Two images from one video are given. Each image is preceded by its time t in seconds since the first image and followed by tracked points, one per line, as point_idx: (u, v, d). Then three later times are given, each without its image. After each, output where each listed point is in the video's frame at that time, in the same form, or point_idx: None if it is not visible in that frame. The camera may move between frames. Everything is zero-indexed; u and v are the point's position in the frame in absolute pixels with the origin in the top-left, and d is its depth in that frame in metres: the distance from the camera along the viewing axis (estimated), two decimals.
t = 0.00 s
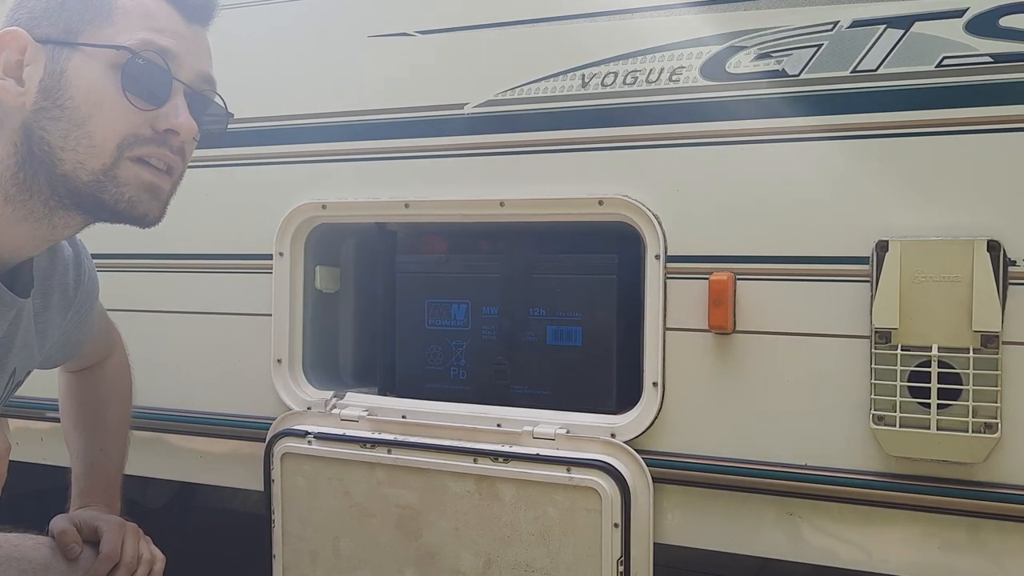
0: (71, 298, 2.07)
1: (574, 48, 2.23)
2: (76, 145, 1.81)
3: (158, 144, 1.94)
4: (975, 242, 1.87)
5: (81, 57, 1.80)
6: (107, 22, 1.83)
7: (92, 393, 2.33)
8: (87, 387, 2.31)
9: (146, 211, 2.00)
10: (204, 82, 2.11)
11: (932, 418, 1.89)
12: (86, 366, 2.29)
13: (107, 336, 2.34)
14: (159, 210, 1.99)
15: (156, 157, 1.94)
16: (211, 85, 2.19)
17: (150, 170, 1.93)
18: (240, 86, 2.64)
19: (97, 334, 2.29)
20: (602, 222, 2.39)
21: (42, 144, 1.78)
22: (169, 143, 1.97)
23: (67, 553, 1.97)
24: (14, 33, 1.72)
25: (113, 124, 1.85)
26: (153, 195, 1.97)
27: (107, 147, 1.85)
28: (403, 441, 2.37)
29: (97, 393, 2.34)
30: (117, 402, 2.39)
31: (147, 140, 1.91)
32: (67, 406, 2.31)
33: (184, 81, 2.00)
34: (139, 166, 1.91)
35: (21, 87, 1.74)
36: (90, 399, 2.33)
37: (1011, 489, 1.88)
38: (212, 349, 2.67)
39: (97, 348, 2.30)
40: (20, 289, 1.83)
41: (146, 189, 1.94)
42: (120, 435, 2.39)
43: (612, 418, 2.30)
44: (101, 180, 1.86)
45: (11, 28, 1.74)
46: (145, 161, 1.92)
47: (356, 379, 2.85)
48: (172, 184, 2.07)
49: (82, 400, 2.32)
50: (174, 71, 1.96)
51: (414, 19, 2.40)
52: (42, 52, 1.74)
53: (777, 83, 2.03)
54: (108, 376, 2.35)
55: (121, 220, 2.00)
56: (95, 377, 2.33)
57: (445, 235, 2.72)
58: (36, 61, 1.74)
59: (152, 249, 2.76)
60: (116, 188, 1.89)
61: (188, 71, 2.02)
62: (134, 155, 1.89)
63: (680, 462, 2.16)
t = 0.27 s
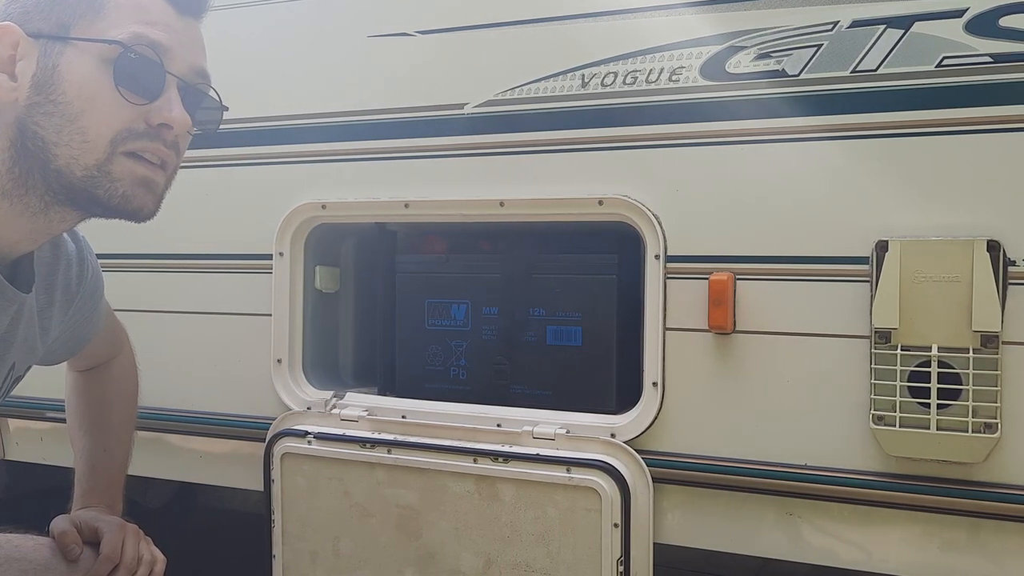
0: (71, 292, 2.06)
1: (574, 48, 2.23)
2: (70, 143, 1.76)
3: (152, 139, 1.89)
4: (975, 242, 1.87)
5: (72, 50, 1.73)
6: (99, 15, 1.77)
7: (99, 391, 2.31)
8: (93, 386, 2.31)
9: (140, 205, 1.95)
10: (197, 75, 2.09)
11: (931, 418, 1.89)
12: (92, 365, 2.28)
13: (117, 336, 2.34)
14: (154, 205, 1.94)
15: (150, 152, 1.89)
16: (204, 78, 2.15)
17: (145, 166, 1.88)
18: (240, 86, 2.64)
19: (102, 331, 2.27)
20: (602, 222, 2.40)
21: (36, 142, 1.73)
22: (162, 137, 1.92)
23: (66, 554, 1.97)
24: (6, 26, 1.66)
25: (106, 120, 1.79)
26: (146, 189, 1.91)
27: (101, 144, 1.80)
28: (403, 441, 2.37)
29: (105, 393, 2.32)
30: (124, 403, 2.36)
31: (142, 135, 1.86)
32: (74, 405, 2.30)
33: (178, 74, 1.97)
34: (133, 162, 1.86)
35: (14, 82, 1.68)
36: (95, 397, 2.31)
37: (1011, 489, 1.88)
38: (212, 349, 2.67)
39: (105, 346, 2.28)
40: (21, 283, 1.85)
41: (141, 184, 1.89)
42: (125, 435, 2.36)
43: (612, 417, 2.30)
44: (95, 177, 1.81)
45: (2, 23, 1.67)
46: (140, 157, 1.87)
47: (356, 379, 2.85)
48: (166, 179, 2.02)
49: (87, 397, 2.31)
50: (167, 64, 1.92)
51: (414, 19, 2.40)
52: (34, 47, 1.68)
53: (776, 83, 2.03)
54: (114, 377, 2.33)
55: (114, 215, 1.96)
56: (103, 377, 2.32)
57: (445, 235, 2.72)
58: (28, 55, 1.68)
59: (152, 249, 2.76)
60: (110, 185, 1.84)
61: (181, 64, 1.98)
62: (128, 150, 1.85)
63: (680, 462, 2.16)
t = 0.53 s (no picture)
0: (73, 293, 2.07)
1: (574, 48, 2.23)
2: (70, 146, 1.82)
3: (151, 145, 1.94)
4: (975, 242, 1.87)
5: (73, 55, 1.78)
6: (100, 21, 1.81)
7: (100, 392, 2.34)
8: (93, 386, 2.32)
9: (138, 211, 2.04)
10: (199, 82, 2.13)
11: (932, 418, 1.89)
12: (92, 367, 2.30)
13: (115, 338, 2.38)
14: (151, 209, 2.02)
15: (149, 158, 1.95)
16: (205, 84, 2.19)
17: (143, 170, 1.94)
18: (240, 86, 2.64)
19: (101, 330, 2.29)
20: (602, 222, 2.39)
21: (37, 145, 1.78)
22: (161, 143, 1.97)
23: (68, 555, 1.98)
24: (9, 29, 1.71)
25: (105, 125, 1.85)
26: (146, 194, 2.00)
27: (101, 148, 1.86)
28: (403, 441, 2.37)
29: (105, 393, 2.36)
30: (123, 405, 2.40)
31: (141, 140, 1.91)
32: (72, 405, 2.31)
33: (179, 81, 2.01)
34: (131, 167, 1.91)
35: (16, 86, 1.74)
36: (97, 397, 2.34)
37: (1011, 489, 1.88)
38: (212, 349, 2.67)
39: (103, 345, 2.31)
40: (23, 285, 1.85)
41: (139, 189, 1.96)
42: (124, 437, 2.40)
43: (612, 417, 2.30)
44: (94, 180, 1.86)
45: (5, 27, 1.72)
46: (139, 161, 1.93)
47: (356, 379, 2.85)
48: (165, 183, 2.09)
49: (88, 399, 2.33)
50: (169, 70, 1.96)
51: (414, 19, 2.41)
52: (36, 51, 1.74)
53: (777, 83, 2.03)
54: (115, 378, 2.37)
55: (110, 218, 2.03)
56: (101, 378, 2.34)
57: (445, 235, 2.72)
58: (31, 59, 1.73)
59: (152, 249, 2.76)
60: (108, 189, 1.90)
61: (182, 70, 2.02)
62: (127, 155, 1.90)
63: (680, 462, 2.16)
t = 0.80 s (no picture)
0: (70, 296, 2.07)
1: (574, 48, 2.23)
2: (62, 149, 1.75)
3: (147, 147, 1.86)
4: (975, 242, 1.87)
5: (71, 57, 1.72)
6: (98, 22, 1.75)
7: (97, 391, 2.31)
8: (90, 384, 2.31)
9: (134, 212, 1.93)
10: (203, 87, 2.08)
11: (932, 418, 1.89)
12: (89, 367, 2.28)
13: (115, 337, 2.33)
14: (148, 212, 1.92)
15: (145, 160, 1.86)
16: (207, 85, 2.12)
17: (138, 172, 1.85)
18: (239, 86, 2.64)
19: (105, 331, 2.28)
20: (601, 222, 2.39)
21: (32, 147, 1.73)
22: (157, 146, 1.89)
23: (66, 553, 1.98)
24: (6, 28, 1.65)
25: (99, 127, 1.77)
26: (143, 196, 1.89)
27: (93, 151, 1.78)
28: (403, 441, 2.37)
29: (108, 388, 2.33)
30: (122, 405, 2.36)
31: (134, 143, 1.83)
32: (68, 404, 2.31)
33: (176, 83, 1.93)
34: (126, 170, 1.83)
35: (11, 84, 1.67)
36: (94, 398, 2.31)
37: (1011, 489, 1.88)
38: (212, 348, 2.67)
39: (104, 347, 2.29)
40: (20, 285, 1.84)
41: (137, 191, 1.86)
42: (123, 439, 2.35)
43: (612, 417, 2.30)
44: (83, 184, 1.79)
45: (2, 26, 1.67)
46: (135, 165, 1.84)
47: (356, 380, 2.86)
48: (163, 185, 1.99)
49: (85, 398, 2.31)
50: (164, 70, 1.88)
51: (414, 19, 2.40)
52: (34, 51, 1.67)
53: (776, 83, 2.03)
54: (110, 378, 2.33)
55: (112, 222, 1.94)
56: (100, 378, 2.32)
57: (445, 235, 2.72)
58: (26, 59, 1.67)
59: (152, 249, 2.76)
60: (101, 194, 1.82)
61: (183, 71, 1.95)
62: (125, 158, 1.82)
63: (680, 462, 2.16)
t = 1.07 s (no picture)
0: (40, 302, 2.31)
1: (575, 48, 2.23)
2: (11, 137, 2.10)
3: (88, 147, 2.13)
4: (975, 243, 1.87)
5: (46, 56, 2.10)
6: (73, 18, 2.12)
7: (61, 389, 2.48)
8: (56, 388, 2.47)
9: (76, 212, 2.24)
10: (163, 93, 2.27)
11: (931, 418, 1.89)
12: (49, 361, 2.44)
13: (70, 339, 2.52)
14: (75, 210, 2.20)
15: (85, 158, 2.14)
16: (182, 100, 2.39)
17: (79, 172, 2.16)
18: (239, 85, 2.64)
19: (69, 331, 2.55)
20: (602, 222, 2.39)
21: None
22: (102, 146, 2.15)
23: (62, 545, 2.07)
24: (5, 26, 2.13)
25: (60, 123, 2.09)
26: (76, 194, 2.20)
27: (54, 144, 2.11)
28: (403, 441, 2.37)
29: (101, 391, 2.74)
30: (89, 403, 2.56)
31: (86, 142, 2.12)
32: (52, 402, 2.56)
33: (142, 89, 2.18)
34: (69, 168, 2.14)
35: None
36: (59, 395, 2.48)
37: (1011, 489, 1.88)
38: (212, 348, 2.67)
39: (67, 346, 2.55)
40: None
41: (65, 185, 2.17)
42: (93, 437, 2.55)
43: (612, 417, 2.30)
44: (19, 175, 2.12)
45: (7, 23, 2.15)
46: (78, 163, 2.14)
47: (357, 380, 2.86)
48: (111, 189, 2.31)
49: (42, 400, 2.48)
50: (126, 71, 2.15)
51: (414, 18, 2.40)
52: (21, 43, 2.13)
53: (777, 83, 2.03)
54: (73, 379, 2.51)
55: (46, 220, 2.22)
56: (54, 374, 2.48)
57: (447, 235, 2.68)
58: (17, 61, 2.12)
59: (151, 249, 2.76)
60: (37, 184, 2.13)
61: (146, 77, 2.19)
62: (62, 152, 2.12)
63: (680, 462, 2.16)
